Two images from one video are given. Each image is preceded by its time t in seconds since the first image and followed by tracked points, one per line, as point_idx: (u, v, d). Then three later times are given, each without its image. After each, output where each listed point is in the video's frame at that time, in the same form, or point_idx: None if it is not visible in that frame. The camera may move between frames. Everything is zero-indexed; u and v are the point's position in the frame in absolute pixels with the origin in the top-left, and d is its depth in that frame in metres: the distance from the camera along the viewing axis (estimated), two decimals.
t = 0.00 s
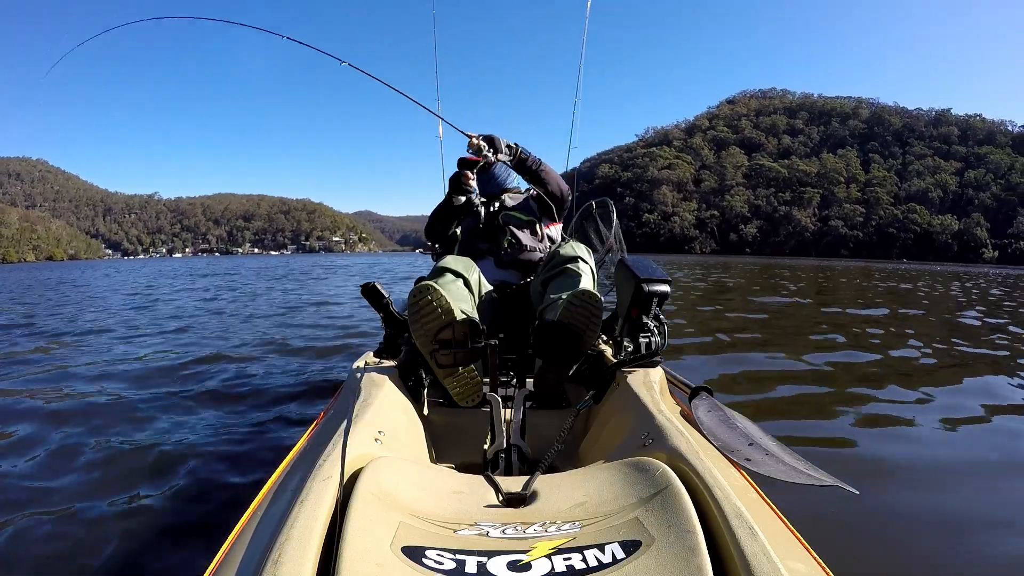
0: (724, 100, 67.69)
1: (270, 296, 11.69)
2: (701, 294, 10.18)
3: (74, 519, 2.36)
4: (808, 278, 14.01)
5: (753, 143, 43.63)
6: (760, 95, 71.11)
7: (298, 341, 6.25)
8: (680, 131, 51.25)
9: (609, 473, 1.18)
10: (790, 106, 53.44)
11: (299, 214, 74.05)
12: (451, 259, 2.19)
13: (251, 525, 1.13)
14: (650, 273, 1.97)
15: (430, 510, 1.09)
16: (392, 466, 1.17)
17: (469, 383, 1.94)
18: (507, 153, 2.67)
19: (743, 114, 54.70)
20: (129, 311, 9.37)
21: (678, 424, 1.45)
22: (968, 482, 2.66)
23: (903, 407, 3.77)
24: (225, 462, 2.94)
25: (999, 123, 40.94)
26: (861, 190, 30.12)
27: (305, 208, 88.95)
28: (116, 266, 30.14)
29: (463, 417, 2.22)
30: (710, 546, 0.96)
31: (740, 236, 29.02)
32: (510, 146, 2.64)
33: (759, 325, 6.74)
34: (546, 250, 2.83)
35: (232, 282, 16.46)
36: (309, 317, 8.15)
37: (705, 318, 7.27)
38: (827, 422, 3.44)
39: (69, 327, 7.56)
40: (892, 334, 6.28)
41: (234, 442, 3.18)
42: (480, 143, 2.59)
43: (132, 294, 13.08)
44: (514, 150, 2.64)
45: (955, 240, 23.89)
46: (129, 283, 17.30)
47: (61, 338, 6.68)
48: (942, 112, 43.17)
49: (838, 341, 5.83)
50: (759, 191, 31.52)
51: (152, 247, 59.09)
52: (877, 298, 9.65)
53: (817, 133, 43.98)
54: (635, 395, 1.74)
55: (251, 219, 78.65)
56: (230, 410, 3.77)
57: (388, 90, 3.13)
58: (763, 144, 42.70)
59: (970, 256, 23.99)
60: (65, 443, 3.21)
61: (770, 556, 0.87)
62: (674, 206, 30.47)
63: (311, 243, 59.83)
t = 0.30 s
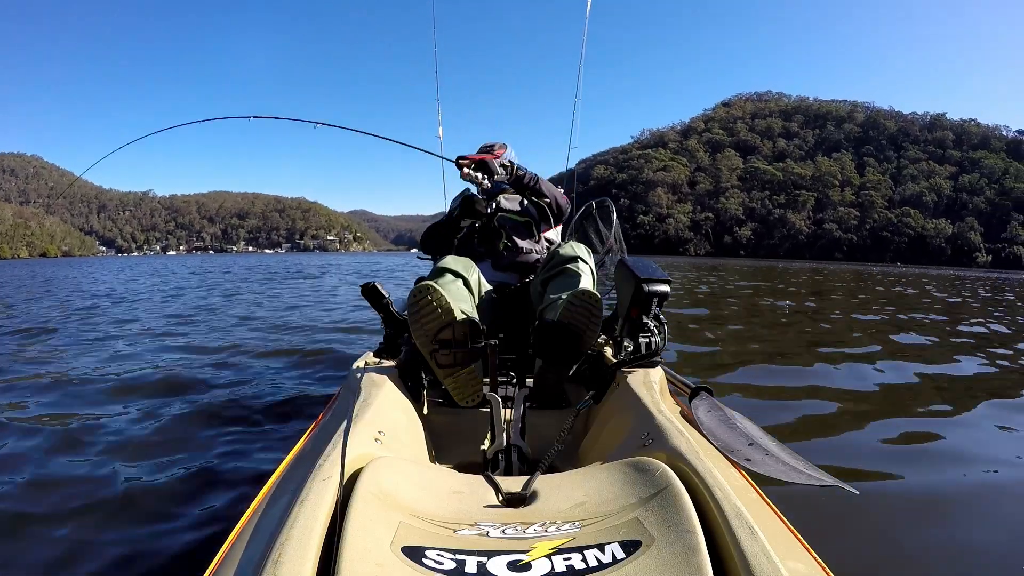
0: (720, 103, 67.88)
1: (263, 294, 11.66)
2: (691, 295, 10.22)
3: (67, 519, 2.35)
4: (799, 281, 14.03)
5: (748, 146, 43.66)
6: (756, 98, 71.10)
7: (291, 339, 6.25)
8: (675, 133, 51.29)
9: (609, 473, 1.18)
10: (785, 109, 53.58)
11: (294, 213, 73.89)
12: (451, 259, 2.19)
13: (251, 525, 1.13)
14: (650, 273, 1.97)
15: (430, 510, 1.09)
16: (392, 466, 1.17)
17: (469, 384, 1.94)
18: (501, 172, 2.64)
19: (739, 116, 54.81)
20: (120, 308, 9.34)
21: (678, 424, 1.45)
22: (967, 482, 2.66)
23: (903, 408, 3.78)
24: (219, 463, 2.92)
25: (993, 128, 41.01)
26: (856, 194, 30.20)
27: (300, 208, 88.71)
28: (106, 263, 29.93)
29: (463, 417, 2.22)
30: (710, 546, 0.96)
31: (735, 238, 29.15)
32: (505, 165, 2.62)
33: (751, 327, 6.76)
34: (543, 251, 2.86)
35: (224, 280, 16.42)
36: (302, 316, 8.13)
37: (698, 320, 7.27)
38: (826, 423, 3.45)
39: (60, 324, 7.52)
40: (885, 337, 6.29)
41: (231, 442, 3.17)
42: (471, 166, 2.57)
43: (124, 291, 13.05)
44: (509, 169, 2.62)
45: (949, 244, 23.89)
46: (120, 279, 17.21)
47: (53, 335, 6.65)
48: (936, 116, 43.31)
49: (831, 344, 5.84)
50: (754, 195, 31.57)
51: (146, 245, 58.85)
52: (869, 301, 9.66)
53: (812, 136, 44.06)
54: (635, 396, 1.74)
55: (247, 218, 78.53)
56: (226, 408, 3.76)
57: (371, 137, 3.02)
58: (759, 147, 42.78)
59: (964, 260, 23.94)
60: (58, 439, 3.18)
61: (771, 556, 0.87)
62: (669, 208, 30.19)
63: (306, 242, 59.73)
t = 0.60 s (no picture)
0: (718, 109, 68.04)
1: (257, 291, 11.61)
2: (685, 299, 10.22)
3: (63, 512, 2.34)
4: (794, 287, 14.06)
5: (746, 150, 43.67)
6: (754, 104, 71.13)
7: (285, 336, 6.24)
8: (673, 136, 51.26)
9: (609, 473, 1.18)
10: (783, 115, 53.68)
11: (290, 212, 73.66)
12: (451, 259, 2.18)
13: (251, 525, 1.13)
14: (650, 273, 1.97)
15: (430, 510, 1.09)
16: (392, 467, 1.17)
17: (469, 384, 1.94)
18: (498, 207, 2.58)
19: (736, 121, 54.86)
20: (112, 303, 9.27)
21: (678, 425, 1.45)
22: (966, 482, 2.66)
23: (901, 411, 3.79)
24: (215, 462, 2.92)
25: (991, 138, 41.08)
26: (852, 201, 30.24)
27: (298, 207, 88.61)
28: (102, 257, 29.87)
29: (464, 417, 2.22)
30: (710, 546, 0.96)
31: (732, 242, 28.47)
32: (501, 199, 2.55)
33: (747, 332, 6.75)
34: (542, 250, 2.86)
35: (217, 276, 16.33)
36: (298, 314, 8.12)
37: (692, 323, 7.27)
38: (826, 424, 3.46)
39: (50, 317, 7.46)
40: (880, 343, 6.32)
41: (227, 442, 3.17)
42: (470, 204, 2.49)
43: (116, 285, 12.95)
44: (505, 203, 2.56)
45: (944, 252, 23.93)
46: (111, 273, 17.08)
47: (48, 327, 6.63)
48: (934, 126, 43.42)
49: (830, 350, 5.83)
50: (751, 199, 31.57)
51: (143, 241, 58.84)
52: (864, 308, 9.68)
53: (809, 143, 44.07)
54: (635, 396, 1.74)
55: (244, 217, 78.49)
56: (223, 407, 3.75)
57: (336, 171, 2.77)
58: (756, 151, 42.81)
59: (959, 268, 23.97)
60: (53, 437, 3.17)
61: (770, 555, 0.88)
62: (665, 211, 29.95)
63: (302, 242, 59.68)
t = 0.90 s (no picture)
0: (714, 111, 68.11)
1: (251, 289, 11.57)
2: (679, 300, 10.24)
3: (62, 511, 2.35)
4: (787, 289, 14.10)
5: (742, 152, 43.65)
6: (751, 106, 71.04)
7: (280, 334, 6.24)
8: (669, 138, 51.25)
9: (609, 473, 1.18)
10: (780, 117, 53.74)
11: (286, 211, 73.48)
12: (450, 260, 2.18)
13: (250, 526, 1.13)
14: (650, 274, 1.97)
15: (430, 510, 1.09)
16: (392, 467, 1.17)
17: (469, 384, 1.94)
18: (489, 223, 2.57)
19: (733, 122, 54.90)
20: (104, 300, 9.22)
21: (677, 425, 1.45)
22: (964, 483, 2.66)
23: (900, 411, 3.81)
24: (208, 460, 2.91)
25: (986, 142, 41.21)
26: (848, 203, 30.29)
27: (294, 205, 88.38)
28: (93, 253, 29.70)
29: (464, 417, 2.22)
30: (710, 548, 0.96)
31: (727, 244, 28.85)
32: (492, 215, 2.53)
33: (743, 334, 6.74)
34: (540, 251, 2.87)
35: (211, 274, 16.29)
36: (291, 312, 8.10)
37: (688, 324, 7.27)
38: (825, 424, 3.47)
39: (43, 313, 7.41)
40: (875, 347, 6.31)
41: (220, 439, 3.16)
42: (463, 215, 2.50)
43: (109, 282, 12.88)
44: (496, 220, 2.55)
45: (939, 255, 23.98)
46: (104, 270, 16.99)
47: (39, 324, 6.59)
48: (930, 129, 43.52)
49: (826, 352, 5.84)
50: (747, 201, 31.58)
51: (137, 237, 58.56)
52: (857, 311, 9.73)
53: (806, 146, 44.09)
54: (635, 396, 1.74)
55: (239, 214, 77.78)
56: (216, 404, 3.74)
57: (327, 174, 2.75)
58: (752, 153, 42.86)
59: (954, 272, 23.99)
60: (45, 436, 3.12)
61: (770, 556, 0.88)
62: (660, 211, 29.15)
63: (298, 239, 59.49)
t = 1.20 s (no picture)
0: (709, 109, 68.26)
1: (246, 290, 11.56)
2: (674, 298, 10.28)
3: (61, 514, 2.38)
4: (780, 286, 14.14)
5: (737, 150, 43.72)
6: (745, 104, 71.10)
7: (276, 336, 6.24)
8: (664, 136, 51.29)
9: (609, 473, 1.18)
10: (775, 115, 53.87)
11: (281, 211, 73.33)
12: (450, 259, 2.18)
13: (250, 525, 1.13)
14: (650, 273, 1.97)
15: (430, 510, 1.09)
16: (392, 466, 1.17)
17: (469, 384, 1.94)
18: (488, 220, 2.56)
19: (728, 121, 55.01)
20: (97, 303, 9.19)
21: (678, 425, 1.45)
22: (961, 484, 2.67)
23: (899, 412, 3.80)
24: (205, 461, 2.91)
25: (980, 139, 41.39)
26: (843, 201, 30.36)
27: (289, 205, 88.30)
28: (85, 256, 29.56)
29: (465, 417, 2.22)
30: (710, 549, 0.96)
31: (722, 243, 28.97)
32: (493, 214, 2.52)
33: (739, 332, 6.77)
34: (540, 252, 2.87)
35: (205, 276, 16.25)
36: (285, 313, 8.09)
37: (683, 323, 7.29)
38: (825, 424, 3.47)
39: (36, 317, 7.38)
40: (870, 343, 6.34)
41: (216, 442, 3.15)
42: (465, 211, 2.53)
43: (102, 285, 12.83)
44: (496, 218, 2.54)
45: (934, 252, 24.10)
46: (96, 273, 16.90)
47: (30, 329, 6.53)
48: (924, 126, 43.69)
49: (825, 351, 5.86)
50: (742, 199, 31.62)
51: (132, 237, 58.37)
52: (849, 307, 9.79)
53: (801, 144, 44.15)
54: (635, 396, 1.74)
55: (234, 214, 77.55)
56: (211, 406, 3.72)
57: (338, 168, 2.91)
58: (747, 152, 42.94)
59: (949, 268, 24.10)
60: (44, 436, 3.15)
61: (770, 556, 0.88)
62: (657, 211, 29.25)
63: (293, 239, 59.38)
